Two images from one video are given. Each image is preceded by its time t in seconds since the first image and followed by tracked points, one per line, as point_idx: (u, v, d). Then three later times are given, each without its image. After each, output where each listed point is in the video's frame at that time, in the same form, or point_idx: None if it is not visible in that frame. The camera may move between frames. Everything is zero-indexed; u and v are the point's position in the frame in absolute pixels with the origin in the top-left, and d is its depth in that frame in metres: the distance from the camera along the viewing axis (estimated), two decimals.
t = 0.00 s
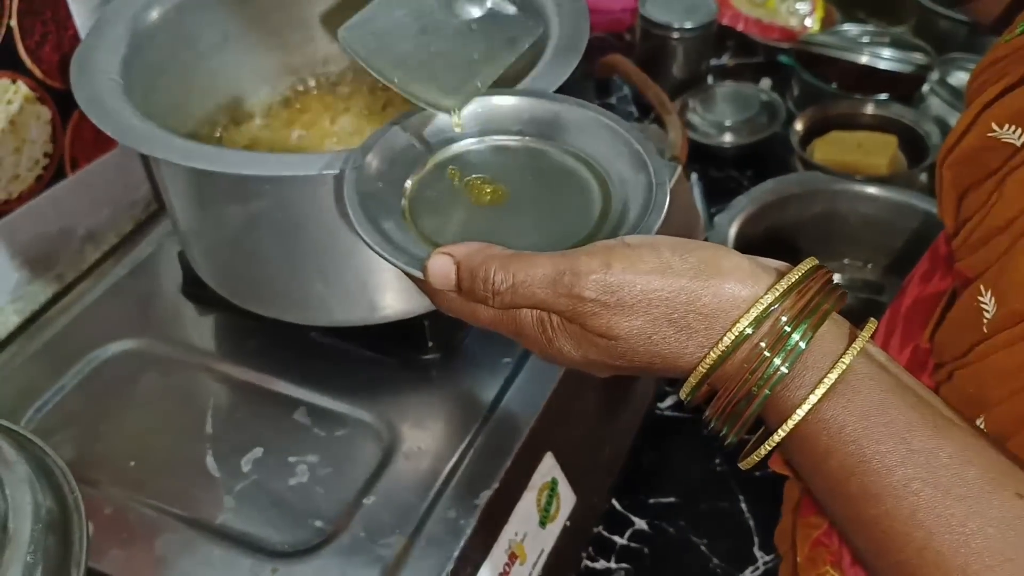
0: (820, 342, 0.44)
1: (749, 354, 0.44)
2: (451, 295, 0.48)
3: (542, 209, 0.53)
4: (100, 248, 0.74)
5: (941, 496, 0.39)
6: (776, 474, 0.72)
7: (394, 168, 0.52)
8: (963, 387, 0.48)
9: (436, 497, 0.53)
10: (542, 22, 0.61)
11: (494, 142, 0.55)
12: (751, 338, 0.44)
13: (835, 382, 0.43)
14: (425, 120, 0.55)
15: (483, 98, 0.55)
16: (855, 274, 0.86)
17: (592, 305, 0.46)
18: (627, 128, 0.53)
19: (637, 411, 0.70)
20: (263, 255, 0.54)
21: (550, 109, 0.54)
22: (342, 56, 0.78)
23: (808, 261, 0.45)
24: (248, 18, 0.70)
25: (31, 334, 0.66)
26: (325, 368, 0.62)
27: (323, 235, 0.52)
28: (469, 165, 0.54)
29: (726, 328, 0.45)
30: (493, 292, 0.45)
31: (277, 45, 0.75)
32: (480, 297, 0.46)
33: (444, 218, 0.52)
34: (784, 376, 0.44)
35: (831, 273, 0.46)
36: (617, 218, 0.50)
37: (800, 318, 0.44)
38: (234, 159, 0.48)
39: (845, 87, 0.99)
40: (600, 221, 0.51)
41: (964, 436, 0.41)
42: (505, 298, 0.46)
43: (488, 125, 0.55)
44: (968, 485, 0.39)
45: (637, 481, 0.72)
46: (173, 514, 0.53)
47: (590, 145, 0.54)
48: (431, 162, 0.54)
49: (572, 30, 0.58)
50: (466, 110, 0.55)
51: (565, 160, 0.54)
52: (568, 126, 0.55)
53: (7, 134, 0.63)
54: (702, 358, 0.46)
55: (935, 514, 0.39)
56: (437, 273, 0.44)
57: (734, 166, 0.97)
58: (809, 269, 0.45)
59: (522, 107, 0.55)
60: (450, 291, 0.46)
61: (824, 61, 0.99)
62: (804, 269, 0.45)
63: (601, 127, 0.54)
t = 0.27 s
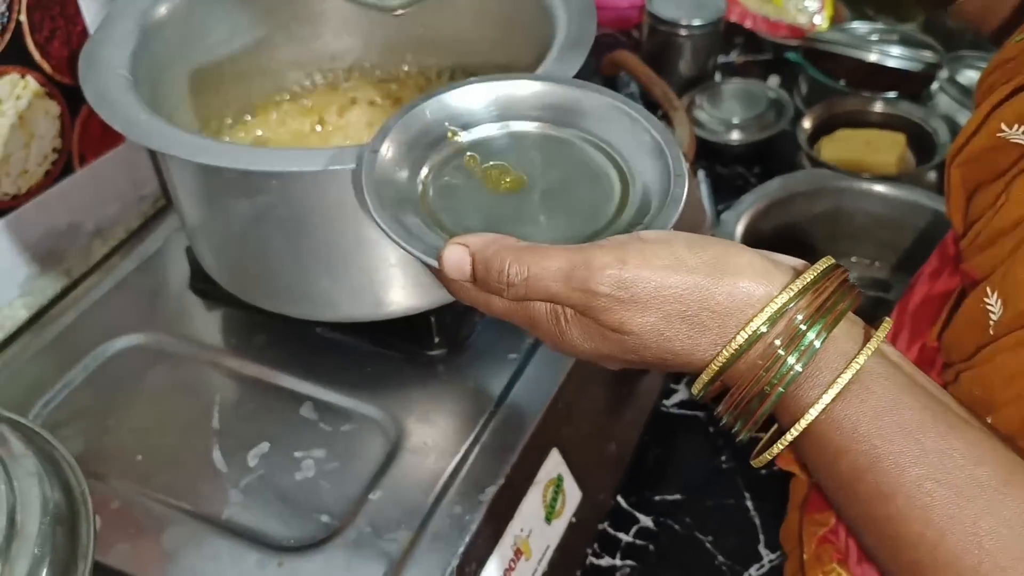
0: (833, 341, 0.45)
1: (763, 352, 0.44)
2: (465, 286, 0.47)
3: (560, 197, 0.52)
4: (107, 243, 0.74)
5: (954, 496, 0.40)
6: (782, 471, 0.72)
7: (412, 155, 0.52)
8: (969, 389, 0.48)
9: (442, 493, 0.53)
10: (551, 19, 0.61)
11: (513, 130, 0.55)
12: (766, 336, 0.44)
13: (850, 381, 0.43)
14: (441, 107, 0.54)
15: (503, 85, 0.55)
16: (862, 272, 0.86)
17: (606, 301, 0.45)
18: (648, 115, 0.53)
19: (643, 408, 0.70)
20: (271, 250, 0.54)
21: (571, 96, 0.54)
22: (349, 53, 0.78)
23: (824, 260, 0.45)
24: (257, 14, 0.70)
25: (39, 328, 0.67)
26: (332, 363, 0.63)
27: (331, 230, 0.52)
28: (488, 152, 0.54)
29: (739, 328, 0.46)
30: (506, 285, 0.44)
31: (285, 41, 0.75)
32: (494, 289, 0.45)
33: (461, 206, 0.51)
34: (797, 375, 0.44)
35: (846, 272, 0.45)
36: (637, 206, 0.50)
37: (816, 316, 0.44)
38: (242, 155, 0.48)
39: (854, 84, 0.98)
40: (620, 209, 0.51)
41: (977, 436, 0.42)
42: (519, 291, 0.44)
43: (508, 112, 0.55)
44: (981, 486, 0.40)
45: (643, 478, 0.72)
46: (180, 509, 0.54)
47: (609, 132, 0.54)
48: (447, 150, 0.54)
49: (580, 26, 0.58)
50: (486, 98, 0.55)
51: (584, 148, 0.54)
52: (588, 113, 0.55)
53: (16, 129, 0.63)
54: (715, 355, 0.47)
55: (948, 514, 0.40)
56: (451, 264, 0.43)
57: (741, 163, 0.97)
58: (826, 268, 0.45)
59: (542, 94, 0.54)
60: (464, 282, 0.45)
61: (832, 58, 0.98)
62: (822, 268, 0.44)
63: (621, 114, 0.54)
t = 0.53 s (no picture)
0: (869, 331, 0.44)
1: (795, 343, 0.44)
2: (494, 277, 0.47)
3: (586, 188, 0.52)
4: (122, 234, 0.75)
5: (986, 490, 0.39)
6: (794, 466, 0.71)
7: (439, 148, 0.53)
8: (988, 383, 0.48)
9: (454, 484, 0.53)
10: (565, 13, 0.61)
11: (539, 122, 0.55)
12: (797, 326, 0.44)
13: (885, 371, 0.43)
14: (463, 100, 0.55)
15: (529, 78, 0.55)
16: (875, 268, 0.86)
17: (637, 291, 0.45)
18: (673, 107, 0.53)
19: (654, 402, 0.70)
20: (288, 241, 0.54)
21: (597, 88, 0.55)
22: (364, 44, 0.79)
23: (856, 250, 0.45)
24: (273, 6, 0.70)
25: (54, 318, 0.67)
26: (347, 353, 0.63)
27: (348, 220, 0.52)
28: (514, 142, 0.54)
29: (772, 316, 0.45)
30: (537, 275, 0.45)
31: (299, 33, 0.75)
32: (525, 280, 0.46)
33: (488, 196, 0.52)
34: (831, 365, 0.44)
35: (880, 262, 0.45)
36: (663, 197, 0.50)
37: (849, 305, 0.43)
38: (261, 145, 0.48)
39: (867, 81, 0.99)
40: (646, 200, 0.51)
41: (1012, 430, 0.41)
42: (549, 282, 0.45)
43: (533, 105, 0.55)
44: (1015, 481, 0.39)
45: (654, 471, 0.72)
46: (195, 496, 0.54)
47: (634, 124, 0.55)
48: (472, 143, 0.54)
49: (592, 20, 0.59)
50: (513, 90, 0.55)
51: (609, 141, 0.55)
52: (613, 106, 0.55)
53: (33, 120, 0.64)
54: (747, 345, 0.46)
55: (980, 509, 0.39)
56: (483, 255, 0.44)
57: (754, 159, 0.97)
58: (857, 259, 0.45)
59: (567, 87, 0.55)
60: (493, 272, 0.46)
61: (848, 54, 0.98)
62: (853, 259, 0.44)
63: (647, 107, 0.54)
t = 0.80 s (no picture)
0: (909, 342, 0.42)
1: (833, 357, 0.42)
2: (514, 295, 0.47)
3: (599, 201, 0.52)
4: (133, 224, 0.75)
5: None
6: (799, 460, 0.72)
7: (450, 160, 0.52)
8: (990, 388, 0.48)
9: (461, 474, 0.54)
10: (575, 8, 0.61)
11: (549, 136, 0.55)
12: (834, 341, 0.42)
13: (926, 385, 0.41)
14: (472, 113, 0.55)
15: (541, 90, 0.55)
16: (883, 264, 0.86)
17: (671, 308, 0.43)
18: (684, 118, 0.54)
19: (660, 396, 0.71)
20: (299, 232, 0.55)
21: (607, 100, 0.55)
22: (375, 38, 0.79)
23: (887, 259, 0.43)
24: None
25: (67, 307, 0.68)
26: (357, 342, 0.64)
27: (359, 210, 0.53)
28: (525, 156, 0.54)
29: (808, 328, 0.43)
30: (565, 293, 0.42)
31: (311, 26, 0.76)
32: (551, 299, 0.43)
33: (501, 209, 0.51)
34: (871, 380, 0.42)
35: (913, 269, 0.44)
36: (677, 210, 0.50)
37: (886, 318, 0.42)
38: (273, 136, 0.49)
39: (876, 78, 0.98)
40: (660, 213, 0.51)
41: None
42: (578, 300, 0.42)
43: (544, 119, 0.55)
44: None
45: (659, 464, 0.72)
46: (205, 483, 0.55)
47: (645, 136, 0.55)
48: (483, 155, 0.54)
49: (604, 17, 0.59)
50: (523, 104, 0.55)
51: (622, 155, 0.55)
52: (624, 119, 0.55)
53: (48, 111, 0.65)
54: (783, 360, 0.44)
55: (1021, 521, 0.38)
56: (507, 274, 0.42)
57: (762, 155, 0.97)
58: (892, 267, 0.43)
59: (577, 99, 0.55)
60: (517, 291, 0.44)
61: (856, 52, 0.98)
62: (886, 268, 0.43)
63: (657, 119, 0.54)
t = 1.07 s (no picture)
0: (932, 348, 0.42)
1: (856, 364, 0.42)
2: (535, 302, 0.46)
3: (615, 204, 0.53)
4: (138, 216, 0.76)
5: None
6: (801, 455, 0.72)
7: (467, 164, 0.53)
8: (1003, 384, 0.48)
9: (462, 466, 0.54)
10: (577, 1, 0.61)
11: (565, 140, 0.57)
12: (858, 347, 0.42)
13: (952, 390, 0.41)
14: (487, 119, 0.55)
15: (558, 95, 0.56)
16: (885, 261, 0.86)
17: (693, 314, 0.42)
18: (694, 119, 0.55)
19: (661, 390, 0.71)
20: (303, 224, 0.55)
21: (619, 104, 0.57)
22: (380, 32, 0.79)
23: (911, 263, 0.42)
24: None
25: (71, 298, 0.68)
26: (360, 336, 0.64)
27: (363, 201, 0.53)
28: (541, 161, 0.55)
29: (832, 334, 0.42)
30: (586, 301, 0.42)
31: (316, 20, 0.76)
32: (573, 307, 0.43)
33: (519, 213, 0.53)
34: (897, 385, 0.42)
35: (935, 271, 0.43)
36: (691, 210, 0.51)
37: (910, 324, 0.41)
38: (278, 128, 0.49)
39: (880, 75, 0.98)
40: (674, 214, 0.52)
41: None
42: (600, 308, 0.43)
43: (559, 123, 0.57)
44: None
45: (661, 459, 0.72)
46: (207, 473, 0.55)
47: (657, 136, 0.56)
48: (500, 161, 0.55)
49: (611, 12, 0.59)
50: (539, 108, 0.56)
51: (635, 158, 0.56)
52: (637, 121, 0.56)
53: (53, 103, 0.65)
54: (807, 364, 0.43)
55: None
56: (529, 282, 0.43)
57: (765, 152, 0.95)
58: (915, 271, 0.42)
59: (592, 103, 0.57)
60: (539, 300, 0.45)
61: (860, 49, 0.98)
62: (911, 271, 0.42)
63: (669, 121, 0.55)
